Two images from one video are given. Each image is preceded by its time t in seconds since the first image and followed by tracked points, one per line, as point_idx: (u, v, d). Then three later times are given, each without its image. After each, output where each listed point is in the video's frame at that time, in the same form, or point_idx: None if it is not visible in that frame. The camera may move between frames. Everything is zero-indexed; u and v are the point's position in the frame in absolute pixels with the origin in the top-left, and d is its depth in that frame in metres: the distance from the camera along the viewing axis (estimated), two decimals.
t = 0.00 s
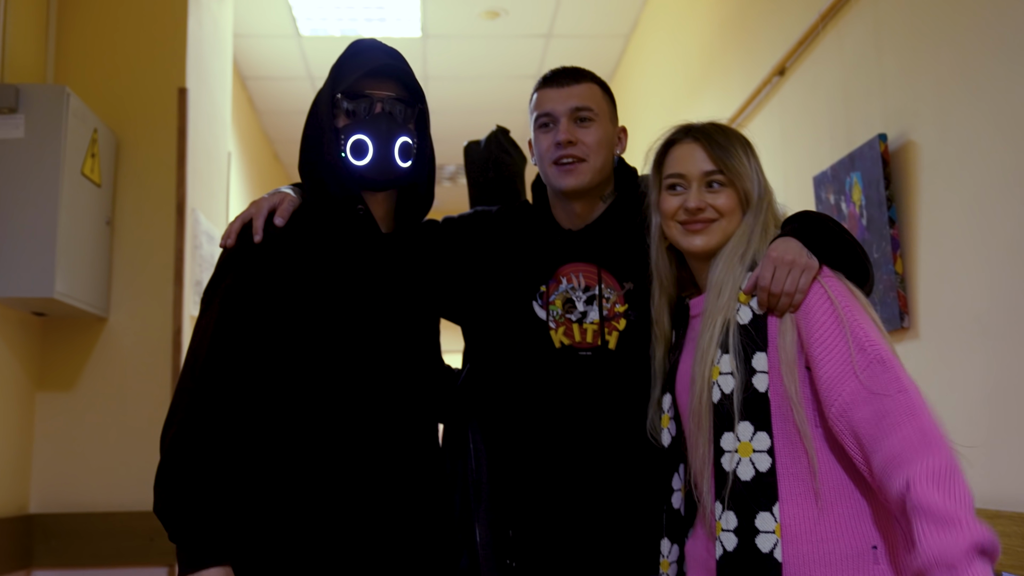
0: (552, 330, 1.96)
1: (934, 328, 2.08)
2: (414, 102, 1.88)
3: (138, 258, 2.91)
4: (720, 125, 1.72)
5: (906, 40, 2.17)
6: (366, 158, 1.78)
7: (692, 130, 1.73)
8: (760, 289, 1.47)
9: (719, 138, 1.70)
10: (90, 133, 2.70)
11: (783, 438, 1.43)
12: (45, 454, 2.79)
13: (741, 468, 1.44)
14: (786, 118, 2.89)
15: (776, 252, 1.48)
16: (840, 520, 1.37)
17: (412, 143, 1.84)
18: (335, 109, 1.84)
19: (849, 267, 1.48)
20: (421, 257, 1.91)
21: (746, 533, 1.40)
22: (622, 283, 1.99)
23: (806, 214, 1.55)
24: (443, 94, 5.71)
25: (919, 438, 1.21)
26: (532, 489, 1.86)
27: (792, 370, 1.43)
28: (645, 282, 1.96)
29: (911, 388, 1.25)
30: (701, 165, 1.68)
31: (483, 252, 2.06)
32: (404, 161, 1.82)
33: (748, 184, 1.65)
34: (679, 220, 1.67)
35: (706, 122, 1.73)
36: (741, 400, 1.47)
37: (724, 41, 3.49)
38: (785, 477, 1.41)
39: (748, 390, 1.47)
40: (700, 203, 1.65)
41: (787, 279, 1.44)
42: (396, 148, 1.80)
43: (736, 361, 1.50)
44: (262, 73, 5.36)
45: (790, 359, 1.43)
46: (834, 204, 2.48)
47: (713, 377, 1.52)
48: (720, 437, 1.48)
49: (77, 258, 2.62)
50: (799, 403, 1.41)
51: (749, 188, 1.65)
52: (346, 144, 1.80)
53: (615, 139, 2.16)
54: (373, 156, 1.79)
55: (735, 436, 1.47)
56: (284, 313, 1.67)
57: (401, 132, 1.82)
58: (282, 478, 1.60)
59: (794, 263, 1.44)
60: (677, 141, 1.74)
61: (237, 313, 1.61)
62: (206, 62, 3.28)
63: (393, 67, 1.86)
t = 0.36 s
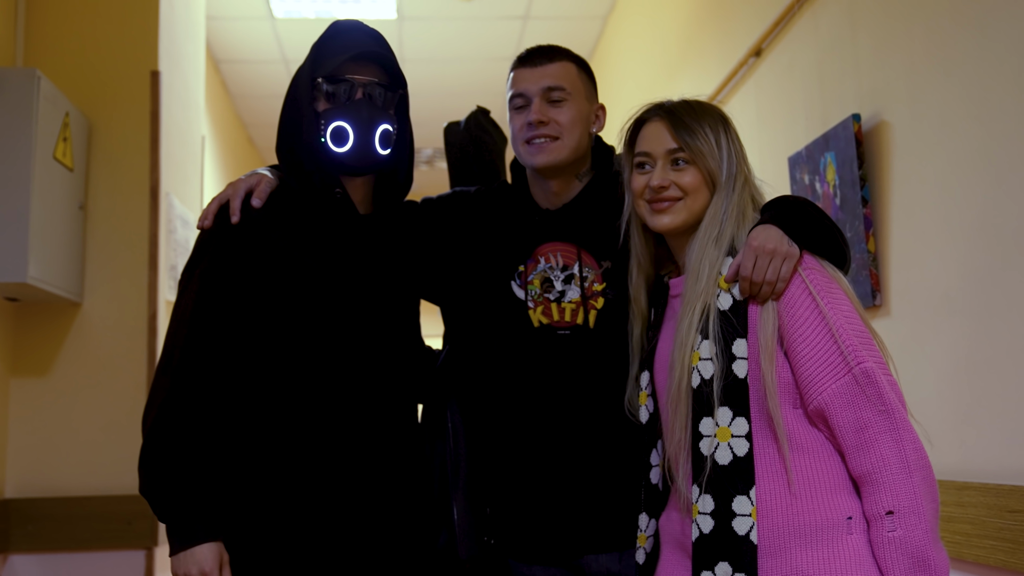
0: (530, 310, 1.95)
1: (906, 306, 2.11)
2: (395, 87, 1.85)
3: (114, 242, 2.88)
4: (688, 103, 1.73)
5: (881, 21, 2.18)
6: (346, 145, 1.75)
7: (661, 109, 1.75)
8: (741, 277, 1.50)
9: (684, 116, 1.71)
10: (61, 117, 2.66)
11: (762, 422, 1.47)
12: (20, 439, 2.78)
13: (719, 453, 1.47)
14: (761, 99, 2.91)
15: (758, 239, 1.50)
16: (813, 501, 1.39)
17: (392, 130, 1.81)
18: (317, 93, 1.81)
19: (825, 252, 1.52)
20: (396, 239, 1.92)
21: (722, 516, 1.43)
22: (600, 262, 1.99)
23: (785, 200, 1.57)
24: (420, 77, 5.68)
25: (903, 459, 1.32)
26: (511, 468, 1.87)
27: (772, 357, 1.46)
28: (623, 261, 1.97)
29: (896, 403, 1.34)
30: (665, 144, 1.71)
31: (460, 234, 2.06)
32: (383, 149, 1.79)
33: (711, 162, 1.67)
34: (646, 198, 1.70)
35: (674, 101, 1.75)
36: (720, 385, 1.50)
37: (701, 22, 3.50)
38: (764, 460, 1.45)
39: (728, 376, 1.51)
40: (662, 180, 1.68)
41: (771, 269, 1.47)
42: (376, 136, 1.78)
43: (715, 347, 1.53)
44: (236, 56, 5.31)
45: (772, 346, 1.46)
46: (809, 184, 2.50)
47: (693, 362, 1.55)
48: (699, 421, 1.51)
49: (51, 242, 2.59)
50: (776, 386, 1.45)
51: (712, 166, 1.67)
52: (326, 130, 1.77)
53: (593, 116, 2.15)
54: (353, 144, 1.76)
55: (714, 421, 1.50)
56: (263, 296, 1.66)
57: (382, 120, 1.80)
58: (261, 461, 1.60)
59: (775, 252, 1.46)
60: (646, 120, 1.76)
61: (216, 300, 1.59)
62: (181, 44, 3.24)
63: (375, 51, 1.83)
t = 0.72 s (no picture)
0: (512, 304, 1.93)
1: (893, 300, 2.10)
2: (371, 77, 1.84)
3: (94, 234, 2.85)
4: (677, 91, 1.71)
5: (866, 12, 2.17)
6: (322, 137, 1.74)
7: (650, 96, 1.73)
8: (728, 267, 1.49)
9: (673, 105, 1.69)
10: (39, 108, 2.62)
11: (749, 417, 1.46)
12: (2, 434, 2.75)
13: (705, 447, 1.46)
14: (748, 92, 2.89)
15: (745, 228, 1.49)
16: (800, 499, 1.38)
17: (368, 122, 1.80)
18: (292, 82, 1.79)
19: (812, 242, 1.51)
20: (372, 233, 1.90)
21: (710, 512, 1.42)
22: (583, 255, 1.96)
23: (772, 188, 1.56)
24: (408, 71, 5.66)
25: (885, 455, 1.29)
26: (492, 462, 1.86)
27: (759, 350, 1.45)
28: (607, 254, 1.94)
29: (879, 396, 1.32)
30: (653, 133, 1.68)
31: (442, 226, 2.04)
32: (360, 141, 1.78)
33: (698, 153, 1.65)
34: (631, 187, 1.67)
35: (664, 89, 1.72)
36: (708, 379, 1.49)
37: (687, 15, 3.48)
38: (750, 455, 1.44)
39: (715, 369, 1.49)
40: (648, 169, 1.65)
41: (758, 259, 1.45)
42: (353, 127, 1.76)
43: (702, 339, 1.51)
44: (222, 50, 5.27)
45: (759, 339, 1.45)
46: (795, 176, 2.49)
47: (679, 356, 1.53)
48: (686, 416, 1.50)
49: (29, 235, 2.56)
50: (762, 380, 1.44)
51: (699, 157, 1.65)
52: (301, 122, 1.76)
53: (576, 106, 2.11)
54: (329, 135, 1.74)
55: (700, 415, 1.48)
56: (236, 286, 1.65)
57: (359, 111, 1.78)
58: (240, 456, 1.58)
59: (763, 241, 1.45)
60: (634, 107, 1.74)
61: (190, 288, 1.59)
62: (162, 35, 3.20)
63: (352, 41, 1.82)
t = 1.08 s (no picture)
0: (516, 324, 1.87)
1: (911, 319, 2.02)
2: (369, 89, 1.79)
3: (99, 250, 2.84)
4: (684, 106, 1.64)
5: (881, 21, 2.10)
6: (317, 153, 1.69)
7: (656, 111, 1.65)
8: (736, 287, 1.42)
9: (679, 120, 1.62)
10: (42, 123, 2.62)
11: (755, 443, 1.39)
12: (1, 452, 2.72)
13: (710, 475, 1.39)
14: (763, 104, 2.82)
15: (755, 246, 1.42)
16: (808, 531, 1.31)
17: (365, 135, 1.75)
18: (286, 96, 1.75)
19: (824, 262, 1.44)
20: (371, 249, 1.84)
21: (713, 543, 1.36)
22: (589, 275, 1.91)
23: (783, 206, 1.49)
24: (423, 85, 5.63)
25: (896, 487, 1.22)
26: (492, 487, 1.80)
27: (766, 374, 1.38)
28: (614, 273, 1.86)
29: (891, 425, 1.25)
30: (658, 148, 1.61)
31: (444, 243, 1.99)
32: (356, 155, 1.73)
33: (705, 169, 1.57)
34: (636, 206, 1.60)
35: (672, 104, 1.65)
36: (713, 404, 1.42)
37: (702, 27, 3.42)
38: (757, 483, 1.37)
39: (721, 394, 1.42)
40: (653, 186, 1.58)
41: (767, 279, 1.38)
42: (348, 141, 1.71)
43: (708, 362, 1.45)
44: (237, 65, 5.28)
45: (766, 362, 1.38)
46: (811, 192, 2.42)
47: (684, 379, 1.47)
48: (690, 441, 1.44)
49: (31, 249, 2.55)
50: (770, 406, 1.37)
51: (705, 174, 1.57)
52: (295, 137, 1.71)
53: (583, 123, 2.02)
54: (324, 150, 1.70)
55: (705, 441, 1.42)
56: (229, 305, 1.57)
57: (355, 124, 1.73)
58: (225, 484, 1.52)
59: (773, 261, 1.38)
60: (639, 122, 1.67)
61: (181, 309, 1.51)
62: (169, 49, 3.18)
63: (347, 53, 1.78)
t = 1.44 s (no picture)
0: (521, 352, 1.77)
1: (933, 349, 1.92)
2: (369, 104, 1.70)
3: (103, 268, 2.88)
4: (695, 128, 1.57)
5: (903, 39, 2.02)
6: (312, 169, 1.61)
7: (665, 134, 1.58)
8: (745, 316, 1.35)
9: (690, 143, 1.54)
10: (48, 140, 2.68)
11: (764, 478, 1.31)
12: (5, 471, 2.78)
13: (715, 512, 1.31)
14: (783, 124, 2.74)
15: (765, 272, 1.35)
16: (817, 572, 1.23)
17: (363, 151, 1.66)
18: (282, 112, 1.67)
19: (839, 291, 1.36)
20: (378, 267, 1.77)
21: None
22: (597, 301, 1.81)
23: (798, 232, 1.42)
24: (446, 101, 5.62)
25: (908, 528, 1.14)
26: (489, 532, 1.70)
27: (776, 405, 1.31)
28: (622, 301, 1.77)
29: (904, 461, 1.17)
30: (669, 172, 1.53)
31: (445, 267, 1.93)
32: (354, 172, 1.65)
33: (718, 195, 1.50)
34: (646, 232, 1.53)
35: (680, 127, 1.58)
36: (721, 437, 1.34)
37: (724, 44, 3.35)
38: (765, 520, 1.29)
39: (729, 427, 1.34)
40: (664, 212, 1.51)
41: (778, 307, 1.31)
42: (345, 157, 1.63)
43: (716, 394, 1.37)
44: (259, 81, 5.31)
45: (775, 393, 1.31)
46: (830, 214, 2.33)
47: (691, 411, 1.39)
48: (696, 476, 1.36)
49: (33, 270, 2.61)
50: (779, 440, 1.29)
51: (719, 199, 1.50)
52: (292, 153, 1.63)
53: (592, 143, 1.95)
54: (320, 166, 1.62)
55: (712, 476, 1.34)
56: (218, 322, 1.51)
57: (352, 139, 1.65)
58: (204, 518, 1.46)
59: (785, 288, 1.30)
60: (648, 145, 1.60)
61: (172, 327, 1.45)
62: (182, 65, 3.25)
63: (346, 68, 1.69)
